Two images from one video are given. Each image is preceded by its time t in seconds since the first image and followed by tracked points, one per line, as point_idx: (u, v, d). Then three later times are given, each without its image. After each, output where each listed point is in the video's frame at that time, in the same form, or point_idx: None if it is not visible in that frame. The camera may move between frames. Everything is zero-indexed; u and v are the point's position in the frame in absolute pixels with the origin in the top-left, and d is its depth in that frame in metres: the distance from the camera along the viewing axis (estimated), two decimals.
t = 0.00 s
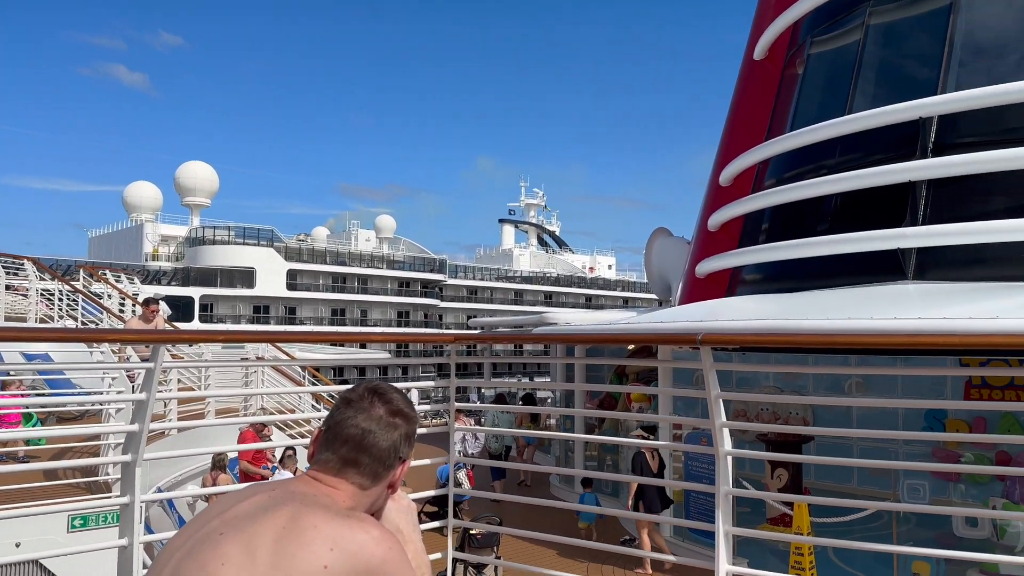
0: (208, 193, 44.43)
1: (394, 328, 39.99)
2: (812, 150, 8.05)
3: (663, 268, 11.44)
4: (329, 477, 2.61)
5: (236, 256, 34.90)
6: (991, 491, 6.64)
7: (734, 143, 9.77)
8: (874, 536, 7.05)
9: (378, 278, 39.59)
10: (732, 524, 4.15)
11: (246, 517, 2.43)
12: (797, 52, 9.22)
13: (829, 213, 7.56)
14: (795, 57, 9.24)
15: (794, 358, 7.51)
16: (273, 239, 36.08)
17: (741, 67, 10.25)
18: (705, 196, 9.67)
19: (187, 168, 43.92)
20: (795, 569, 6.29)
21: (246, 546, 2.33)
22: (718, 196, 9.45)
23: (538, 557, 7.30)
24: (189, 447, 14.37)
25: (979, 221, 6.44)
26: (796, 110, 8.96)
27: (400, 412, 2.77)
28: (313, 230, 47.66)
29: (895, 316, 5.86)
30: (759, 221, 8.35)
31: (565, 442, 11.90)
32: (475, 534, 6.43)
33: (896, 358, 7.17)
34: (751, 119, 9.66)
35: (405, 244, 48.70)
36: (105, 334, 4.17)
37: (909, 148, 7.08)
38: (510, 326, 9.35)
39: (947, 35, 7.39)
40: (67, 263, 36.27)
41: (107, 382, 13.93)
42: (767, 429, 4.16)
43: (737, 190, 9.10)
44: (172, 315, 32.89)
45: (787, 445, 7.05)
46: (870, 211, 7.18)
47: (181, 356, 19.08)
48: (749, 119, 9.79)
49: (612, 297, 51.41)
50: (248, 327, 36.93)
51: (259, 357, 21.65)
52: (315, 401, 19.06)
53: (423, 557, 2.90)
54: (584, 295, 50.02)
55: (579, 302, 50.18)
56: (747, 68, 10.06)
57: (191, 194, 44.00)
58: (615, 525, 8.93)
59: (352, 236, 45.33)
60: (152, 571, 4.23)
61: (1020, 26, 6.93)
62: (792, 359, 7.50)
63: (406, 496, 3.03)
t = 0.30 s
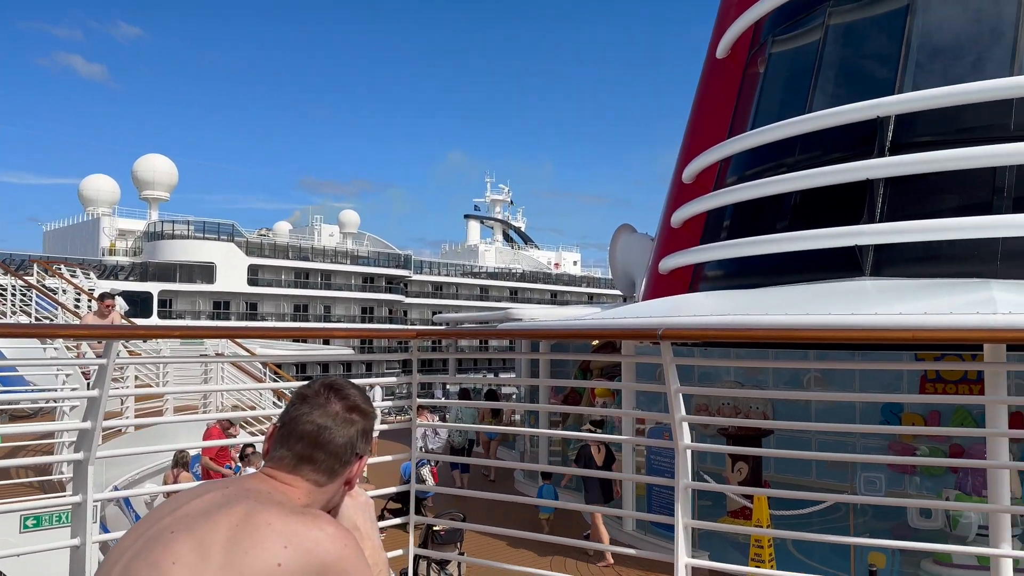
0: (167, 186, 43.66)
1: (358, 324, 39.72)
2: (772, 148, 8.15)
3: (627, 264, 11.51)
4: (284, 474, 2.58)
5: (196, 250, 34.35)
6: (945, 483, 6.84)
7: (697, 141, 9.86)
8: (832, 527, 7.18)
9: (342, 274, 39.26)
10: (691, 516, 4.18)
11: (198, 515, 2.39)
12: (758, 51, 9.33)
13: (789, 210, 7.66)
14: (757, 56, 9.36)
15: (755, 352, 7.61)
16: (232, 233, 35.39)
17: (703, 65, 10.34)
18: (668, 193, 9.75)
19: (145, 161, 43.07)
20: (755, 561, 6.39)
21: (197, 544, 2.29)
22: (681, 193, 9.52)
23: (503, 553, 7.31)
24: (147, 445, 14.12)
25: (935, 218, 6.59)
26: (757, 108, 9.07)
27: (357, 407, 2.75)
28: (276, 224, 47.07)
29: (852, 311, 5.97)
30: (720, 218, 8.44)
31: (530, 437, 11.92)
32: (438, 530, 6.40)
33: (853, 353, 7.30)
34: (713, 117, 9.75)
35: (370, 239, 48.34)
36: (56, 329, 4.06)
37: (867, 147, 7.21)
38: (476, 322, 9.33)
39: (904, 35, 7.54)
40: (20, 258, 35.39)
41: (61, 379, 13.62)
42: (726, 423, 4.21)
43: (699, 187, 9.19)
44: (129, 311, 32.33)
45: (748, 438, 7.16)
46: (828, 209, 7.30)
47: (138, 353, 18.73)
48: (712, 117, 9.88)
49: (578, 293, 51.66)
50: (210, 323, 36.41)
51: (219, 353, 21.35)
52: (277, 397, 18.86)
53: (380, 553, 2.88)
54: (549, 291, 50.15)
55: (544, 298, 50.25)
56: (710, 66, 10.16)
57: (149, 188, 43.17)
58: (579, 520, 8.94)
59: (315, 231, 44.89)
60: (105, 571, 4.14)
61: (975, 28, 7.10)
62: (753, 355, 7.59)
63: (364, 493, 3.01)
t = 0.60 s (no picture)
0: (126, 181, 42.83)
1: (322, 322, 39.36)
2: (735, 147, 8.25)
3: (592, 262, 11.57)
4: (242, 473, 2.55)
5: (156, 247, 33.72)
6: (902, 477, 6.91)
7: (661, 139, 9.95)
8: (792, 521, 7.30)
9: (305, 271, 38.86)
10: (653, 511, 4.21)
11: (152, 515, 2.35)
12: (721, 51, 9.45)
13: (751, 209, 7.76)
14: (720, 56, 9.45)
15: (717, 349, 7.70)
16: (193, 230, 34.91)
17: (667, 65, 10.42)
18: (633, 191, 9.82)
19: (103, 155, 42.13)
20: (717, 555, 6.51)
21: (152, 545, 2.26)
22: (645, 191, 9.60)
23: (468, 551, 7.31)
24: (104, 445, 13.84)
25: (892, 217, 6.73)
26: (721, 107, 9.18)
27: (316, 405, 2.73)
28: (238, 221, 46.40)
29: (813, 308, 6.07)
30: (684, 217, 8.53)
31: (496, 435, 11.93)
32: (403, 529, 6.40)
33: (813, 349, 7.42)
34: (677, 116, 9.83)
35: (335, 236, 47.90)
36: (7, 327, 3.97)
37: (827, 147, 7.34)
38: (442, 319, 9.31)
39: (863, 37, 7.69)
40: None
41: (14, 378, 13.29)
42: (687, 418, 4.25)
43: (663, 186, 9.27)
44: (86, 309, 31.67)
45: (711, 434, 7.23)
46: (790, 208, 7.42)
47: (95, 351, 18.34)
48: (676, 116, 9.98)
49: (543, 291, 51.76)
50: (170, 321, 35.79)
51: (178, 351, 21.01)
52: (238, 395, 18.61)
53: (340, 551, 2.86)
54: (515, 288, 50.17)
55: (510, 296, 50.18)
56: (674, 66, 10.24)
57: (107, 182, 42.27)
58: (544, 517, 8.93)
59: (279, 228, 44.36)
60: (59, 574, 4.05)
61: (931, 31, 7.26)
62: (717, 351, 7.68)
63: (324, 491, 2.98)
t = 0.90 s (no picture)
0: (85, 178, 42.01)
1: (287, 321, 38.93)
2: (700, 148, 8.33)
3: (559, 262, 11.61)
4: (196, 475, 2.52)
5: (116, 246, 33.09)
6: (862, 473, 7.08)
7: (627, 140, 10.01)
8: (755, 518, 7.39)
9: (269, 270, 38.39)
10: (615, 509, 4.23)
11: (103, 519, 2.30)
12: (686, 53, 9.53)
13: (715, 210, 7.84)
14: (685, 59, 9.54)
15: (682, 347, 7.77)
16: (155, 228, 34.34)
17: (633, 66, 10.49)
18: (599, 191, 9.86)
19: (61, 152, 41.25)
20: (680, 551, 6.59)
21: (101, 549, 2.22)
22: (611, 191, 9.65)
23: (433, 552, 7.28)
24: (60, 447, 13.55)
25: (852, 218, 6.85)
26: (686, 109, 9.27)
27: (273, 406, 2.70)
28: (202, 219, 45.73)
29: (775, 307, 6.14)
30: (650, 217, 8.59)
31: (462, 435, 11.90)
32: (367, 530, 6.38)
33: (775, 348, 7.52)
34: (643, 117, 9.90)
35: (301, 235, 47.38)
36: None
37: (789, 148, 7.45)
38: (408, 318, 9.27)
39: (824, 41, 7.82)
40: None
41: None
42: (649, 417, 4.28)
43: (629, 186, 9.33)
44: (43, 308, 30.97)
45: (675, 432, 7.32)
46: (753, 209, 7.51)
47: (51, 351, 17.94)
48: (642, 117, 10.05)
49: (511, 290, 51.75)
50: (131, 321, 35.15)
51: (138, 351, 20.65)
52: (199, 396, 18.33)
53: (297, 554, 2.83)
54: (482, 288, 50.09)
55: (477, 295, 50.02)
56: (640, 67, 10.32)
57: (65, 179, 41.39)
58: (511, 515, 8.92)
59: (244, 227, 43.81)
60: None
61: (890, 36, 7.40)
62: (681, 350, 7.74)
63: (282, 493, 2.95)
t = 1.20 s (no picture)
0: (41, 176, 41.11)
1: (250, 322, 38.40)
2: (665, 150, 8.40)
3: (526, 262, 11.62)
4: (148, 478, 2.48)
5: (74, 245, 32.45)
6: (822, 471, 7.20)
7: (593, 141, 10.06)
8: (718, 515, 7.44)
9: (232, 270, 37.87)
10: (579, 508, 4.22)
11: (51, 523, 2.26)
12: (651, 56, 9.61)
13: (680, 211, 7.91)
14: (649, 61, 9.61)
15: (647, 347, 7.82)
16: (114, 228, 33.99)
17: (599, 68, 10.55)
18: (565, 192, 9.90)
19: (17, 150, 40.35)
20: (644, 549, 6.67)
21: (49, 554, 2.17)
22: (577, 192, 9.69)
23: (398, 554, 7.25)
24: (13, 452, 13.22)
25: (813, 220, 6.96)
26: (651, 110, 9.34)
27: (228, 408, 2.66)
28: (163, 218, 44.91)
29: (738, 307, 6.21)
30: (615, 218, 8.64)
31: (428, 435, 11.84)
32: (331, 532, 6.34)
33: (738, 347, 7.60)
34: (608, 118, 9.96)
35: (264, 235, 46.77)
36: None
37: (752, 150, 7.55)
38: (374, 319, 9.21)
39: (786, 45, 7.93)
40: None
41: None
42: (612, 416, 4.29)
43: (595, 187, 9.37)
44: None
45: (640, 431, 7.43)
46: (716, 211, 7.60)
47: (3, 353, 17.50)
48: (607, 119, 10.11)
49: (478, 291, 51.64)
50: (90, 322, 34.43)
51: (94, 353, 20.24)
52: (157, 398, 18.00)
53: (253, 558, 2.79)
54: (450, 288, 49.88)
55: (443, 296, 49.75)
56: (605, 69, 10.38)
57: (20, 176, 40.43)
58: (476, 516, 8.90)
59: (206, 227, 43.27)
60: None
61: (850, 41, 7.54)
62: (646, 349, 7.79)
63: (238, 496, 2.91)
